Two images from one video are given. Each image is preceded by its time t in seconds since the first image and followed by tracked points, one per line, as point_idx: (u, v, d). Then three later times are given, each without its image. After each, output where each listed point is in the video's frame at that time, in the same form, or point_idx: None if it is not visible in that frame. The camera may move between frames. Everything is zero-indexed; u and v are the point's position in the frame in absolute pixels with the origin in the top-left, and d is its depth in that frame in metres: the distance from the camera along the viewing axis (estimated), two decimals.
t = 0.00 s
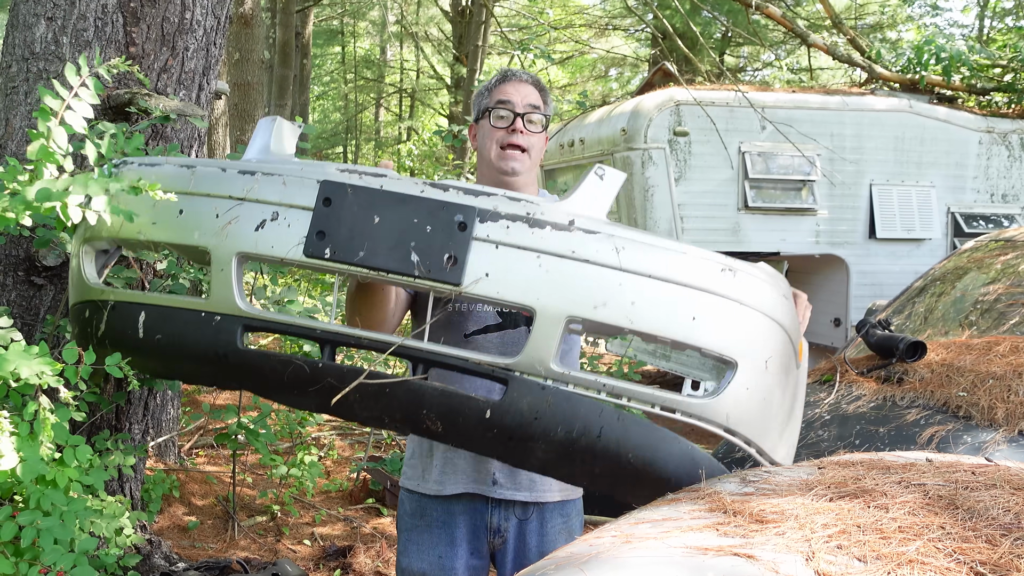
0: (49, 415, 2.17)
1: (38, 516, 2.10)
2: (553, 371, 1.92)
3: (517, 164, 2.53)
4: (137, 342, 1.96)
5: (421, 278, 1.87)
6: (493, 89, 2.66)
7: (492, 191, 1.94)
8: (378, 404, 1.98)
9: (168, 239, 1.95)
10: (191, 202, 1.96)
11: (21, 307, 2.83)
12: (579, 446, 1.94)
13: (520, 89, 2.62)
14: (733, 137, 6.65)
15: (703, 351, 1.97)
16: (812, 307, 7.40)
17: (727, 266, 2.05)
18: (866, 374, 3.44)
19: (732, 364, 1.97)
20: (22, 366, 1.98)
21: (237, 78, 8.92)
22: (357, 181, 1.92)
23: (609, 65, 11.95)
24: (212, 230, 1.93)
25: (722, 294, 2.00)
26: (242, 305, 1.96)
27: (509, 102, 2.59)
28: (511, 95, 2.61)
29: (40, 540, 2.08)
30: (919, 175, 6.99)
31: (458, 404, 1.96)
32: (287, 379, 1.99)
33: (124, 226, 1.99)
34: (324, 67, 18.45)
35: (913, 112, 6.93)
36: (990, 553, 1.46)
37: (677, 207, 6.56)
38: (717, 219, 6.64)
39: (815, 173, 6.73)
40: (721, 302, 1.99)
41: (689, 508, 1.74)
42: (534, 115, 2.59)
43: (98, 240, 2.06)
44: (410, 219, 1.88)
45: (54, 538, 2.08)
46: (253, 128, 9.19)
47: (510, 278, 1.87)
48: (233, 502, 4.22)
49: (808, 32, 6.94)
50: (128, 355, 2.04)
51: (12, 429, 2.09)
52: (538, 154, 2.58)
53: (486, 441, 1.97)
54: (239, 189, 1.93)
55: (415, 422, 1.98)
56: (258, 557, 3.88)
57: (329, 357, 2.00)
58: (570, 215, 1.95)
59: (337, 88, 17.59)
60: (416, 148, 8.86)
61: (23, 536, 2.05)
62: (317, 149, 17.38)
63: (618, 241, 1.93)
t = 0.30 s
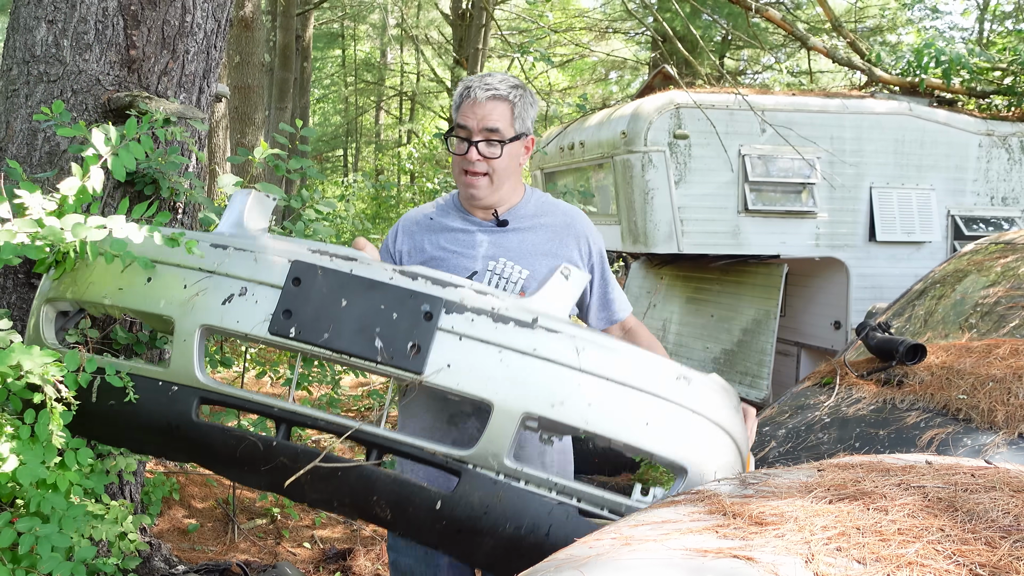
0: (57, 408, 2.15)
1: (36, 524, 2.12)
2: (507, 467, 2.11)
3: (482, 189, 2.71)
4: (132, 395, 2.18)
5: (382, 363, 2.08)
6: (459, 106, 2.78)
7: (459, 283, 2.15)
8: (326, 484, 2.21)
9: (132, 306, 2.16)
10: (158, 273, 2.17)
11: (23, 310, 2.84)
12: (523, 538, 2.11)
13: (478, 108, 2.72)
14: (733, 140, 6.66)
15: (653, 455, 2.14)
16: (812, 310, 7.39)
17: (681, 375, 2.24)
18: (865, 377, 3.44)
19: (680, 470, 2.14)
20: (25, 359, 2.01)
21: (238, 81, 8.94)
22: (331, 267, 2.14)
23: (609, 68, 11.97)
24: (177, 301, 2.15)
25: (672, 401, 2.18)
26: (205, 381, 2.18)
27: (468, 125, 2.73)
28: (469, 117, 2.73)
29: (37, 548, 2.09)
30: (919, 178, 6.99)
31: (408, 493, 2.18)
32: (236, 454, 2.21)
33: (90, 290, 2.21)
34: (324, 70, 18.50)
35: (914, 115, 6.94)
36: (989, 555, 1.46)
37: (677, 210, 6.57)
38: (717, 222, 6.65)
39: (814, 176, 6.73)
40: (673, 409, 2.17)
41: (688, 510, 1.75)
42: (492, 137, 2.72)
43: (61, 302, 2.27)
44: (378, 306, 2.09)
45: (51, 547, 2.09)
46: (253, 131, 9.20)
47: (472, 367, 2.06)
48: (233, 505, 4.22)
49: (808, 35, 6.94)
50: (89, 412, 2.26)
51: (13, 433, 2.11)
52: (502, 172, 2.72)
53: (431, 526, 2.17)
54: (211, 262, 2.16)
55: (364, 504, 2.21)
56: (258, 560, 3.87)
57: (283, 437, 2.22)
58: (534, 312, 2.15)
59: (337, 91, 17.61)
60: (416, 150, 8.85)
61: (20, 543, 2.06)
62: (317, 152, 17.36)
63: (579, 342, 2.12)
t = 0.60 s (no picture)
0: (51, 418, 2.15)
1: (35, 526, 2.10)
2: (478, 519, 2.10)
3: (514, 210, 2.62)
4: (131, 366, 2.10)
5: (382, 386, 2.04)
6: (487, 119, 2.60)
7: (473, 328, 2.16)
8: (296, 494, 2.11)
9: (149, 270, 2.13)
10: (183, 244, 2.15)
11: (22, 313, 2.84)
12: None
13: (512, 128, 2.57)
14: (733, 142, 6.66)
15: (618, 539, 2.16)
16: (812, 312, 7.39)
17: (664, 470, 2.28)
18: (866, 379, 3.43)
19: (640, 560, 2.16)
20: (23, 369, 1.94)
21: (238, 83, 8.94)
22: (352, 282, 2.12)
23: (609, 71, 12.00)
24: (195, 275, 2.11)
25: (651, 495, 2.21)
26: (202, 363, 2.12)
27: (502, 145, 2.57)
28: (503, 136, 2.57)
29: (36, 550, 2.08)
30: (919, 180, 6.99)
31: (373, 521, 2.08)
32: (214, 443, 2.11)
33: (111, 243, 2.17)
34: (324, 73, 18.55)
35: (914, 117, 6.94)
36: (990, 559, 1.45)
37: (677, 213, 6.56)
38: (717, 224, 6.64)
39: (815, 179, 6.73)
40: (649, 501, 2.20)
41: (689, 513, 1.74)
42: (528, 159, 2.59)
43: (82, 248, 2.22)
44: (391, 330, 2.07)
45: (50, 549, 2.08)
46: (253, 133, 9.21)
47: (469, 412, 2.06)
48: (232, 507, 4.22)
49: (809, 38, 6.94)
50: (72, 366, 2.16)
51: (12, 435, 2.09)
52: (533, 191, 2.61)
53: (385, 563, 2.10)
54: (234, 247, 2.14)
55: (324, 529, 2.12)
56: (257, 563, 3.87)
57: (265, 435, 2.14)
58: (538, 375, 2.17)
59: (337, 93, 17.64)
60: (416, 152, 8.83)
61: (19, 545, 2.05)
62: (317, 154, 17.40)
63: (576, 415, 2.15)
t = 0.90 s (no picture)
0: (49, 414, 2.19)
1: (35, 523, 2.11)
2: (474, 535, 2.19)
3: (572, 216, 2.72)
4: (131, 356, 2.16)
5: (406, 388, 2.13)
6: (566, 126, 2.70)
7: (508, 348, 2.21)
8: (315, 469, 2.27)
9: (216, 224, 2.18)
10: (251, 204, 2.18)
11: (20, 314, 2.85)
12: None
13: (588, 141, 2.67)
14: (732, 144, 6.67)
15: None
16: (811, 314, 7.39)
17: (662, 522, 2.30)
18: (864, 381, 3.42)
19: None
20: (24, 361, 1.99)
21: (237, 85, 8.93)
22: (401, 279, 2.17)
23: (609, 73, 12.00)
24: (255, 241, 2.16)
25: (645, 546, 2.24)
26: (246, 327, 2.22)
27: (575, 154, 2.67)
28: (578, 146, 2.68)
29: (37, 547, 2.08)
30: (918, 182, 6.99)
31: (377, 512, 2.22)
32: (248, 401, 2.24)
33: (187, 190, 2.21)
34: (324, 75, 18.58)
35: (913, 119, 6.93)
36: (987, 559, 1.45)
37: (676, 214, 6.56)
38: (716, 225, 6.65)
39: (814, 180, 6.73)
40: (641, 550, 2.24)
41: (686, 514, 1.74)
42: (597, 173, 2.69)
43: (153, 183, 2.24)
44: (428, 335, 2.14)
45: (51, 546, 2.08)
46: (252, 135, 9.20)
47: (487, 434, 2.12)
48: (231, 509, 4.21)
49: (808, 39, 6.94)
50: (128, 300, 2.28)
51: (10, 434, 2.11)
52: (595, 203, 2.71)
53: (383, 550, 2.23)
54: (296, 218, 2.18)
55: (334, 503, 2.28)
56: (256, 565, 3.86)
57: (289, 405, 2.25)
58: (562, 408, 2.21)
59: (336, 96, 17.66)
60: (415, 154, 8.82)
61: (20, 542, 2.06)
62: (316, 156, 17.40)
63: (590, 456, 2.18)
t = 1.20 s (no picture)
0: (46, 425, 2.20)
1: (28, 535, 2.11)
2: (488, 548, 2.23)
3: (591, 211, 2.71)
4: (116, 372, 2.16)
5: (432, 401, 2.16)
6: (583, 126, 2.74)
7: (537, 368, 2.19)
8: (345, 463, 2.42)
9: (269, 222, 2.26)
10: (301, 206, 2.24)
11: (18, 315, 2.85)
12: None
13: (601, 135, 2.68)
14: (730, 145, 6.67)
15: None
16: (810, 315, 7.39)
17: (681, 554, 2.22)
18: (861, 381, 3.41)
19: None
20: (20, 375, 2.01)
21: (236, 86, 8.94)
22: (435, 291, 2.18)
23: (608, 74, 12.03)
24: (301, 242, 2.24)
25: None
26: (292, 326, 2.35)
27: (588, 149, 2.70)
28: (592, 141, 2.70)
29: (30, 558, 2.08)
30: (917, 183, 6.99)
31: (398, 514, 2.34)
32: (290, 394, 2.40)
33: (244, 185, 2.29)
34: (324, 77, 18.63)
35: (911, 119, 6.93)
36: (983, 559, 1.45)
37: (674, 215, 6.56)
38: (713, 227, 6.65)
39: (812, 182, 6.73)
40: None
41: (682, 515, 1.74)
42: (612, 167, 2.67)
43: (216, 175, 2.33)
44: (456, 351, 2.15)
45: (44, 559, 2.07)
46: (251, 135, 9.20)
47: (504, 452, 2.13)
48: (229, 510, 4.21)
49: (806, 40, 6.95)
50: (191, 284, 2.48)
51: (6, 442, 2.12)
52: (617, 197, 2.68)
53: (401, 548, 2.36)
54: (341, 222, 2.22)
55: (361, 498, 2.42)
56: (253, 567, 3.86)
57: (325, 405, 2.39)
58: (586, 431, 2.16)
59: (336, 97, 17.71)
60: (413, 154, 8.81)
61: (12, 554, 2.05)
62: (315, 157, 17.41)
63: (607, 483, 2.13)
